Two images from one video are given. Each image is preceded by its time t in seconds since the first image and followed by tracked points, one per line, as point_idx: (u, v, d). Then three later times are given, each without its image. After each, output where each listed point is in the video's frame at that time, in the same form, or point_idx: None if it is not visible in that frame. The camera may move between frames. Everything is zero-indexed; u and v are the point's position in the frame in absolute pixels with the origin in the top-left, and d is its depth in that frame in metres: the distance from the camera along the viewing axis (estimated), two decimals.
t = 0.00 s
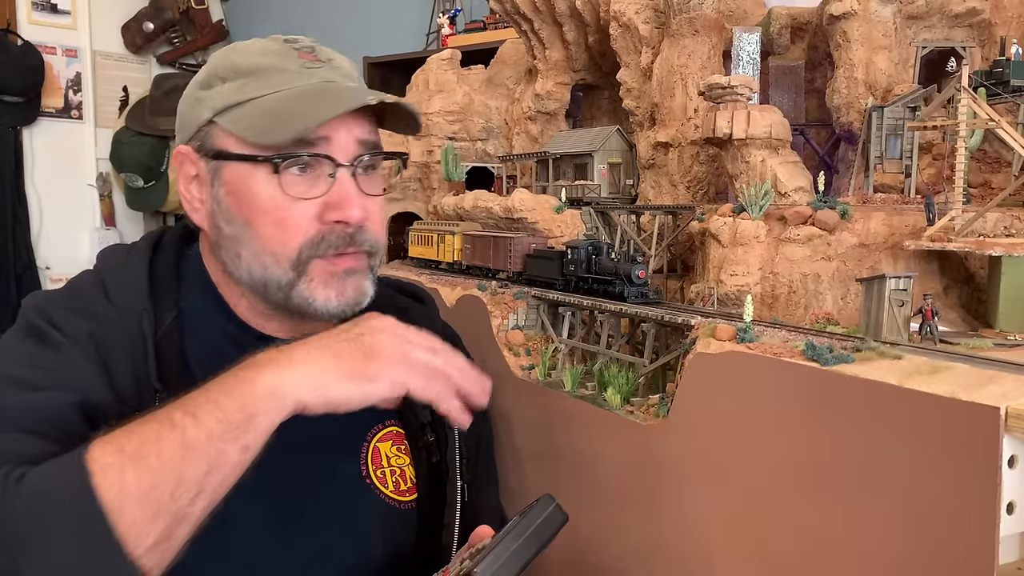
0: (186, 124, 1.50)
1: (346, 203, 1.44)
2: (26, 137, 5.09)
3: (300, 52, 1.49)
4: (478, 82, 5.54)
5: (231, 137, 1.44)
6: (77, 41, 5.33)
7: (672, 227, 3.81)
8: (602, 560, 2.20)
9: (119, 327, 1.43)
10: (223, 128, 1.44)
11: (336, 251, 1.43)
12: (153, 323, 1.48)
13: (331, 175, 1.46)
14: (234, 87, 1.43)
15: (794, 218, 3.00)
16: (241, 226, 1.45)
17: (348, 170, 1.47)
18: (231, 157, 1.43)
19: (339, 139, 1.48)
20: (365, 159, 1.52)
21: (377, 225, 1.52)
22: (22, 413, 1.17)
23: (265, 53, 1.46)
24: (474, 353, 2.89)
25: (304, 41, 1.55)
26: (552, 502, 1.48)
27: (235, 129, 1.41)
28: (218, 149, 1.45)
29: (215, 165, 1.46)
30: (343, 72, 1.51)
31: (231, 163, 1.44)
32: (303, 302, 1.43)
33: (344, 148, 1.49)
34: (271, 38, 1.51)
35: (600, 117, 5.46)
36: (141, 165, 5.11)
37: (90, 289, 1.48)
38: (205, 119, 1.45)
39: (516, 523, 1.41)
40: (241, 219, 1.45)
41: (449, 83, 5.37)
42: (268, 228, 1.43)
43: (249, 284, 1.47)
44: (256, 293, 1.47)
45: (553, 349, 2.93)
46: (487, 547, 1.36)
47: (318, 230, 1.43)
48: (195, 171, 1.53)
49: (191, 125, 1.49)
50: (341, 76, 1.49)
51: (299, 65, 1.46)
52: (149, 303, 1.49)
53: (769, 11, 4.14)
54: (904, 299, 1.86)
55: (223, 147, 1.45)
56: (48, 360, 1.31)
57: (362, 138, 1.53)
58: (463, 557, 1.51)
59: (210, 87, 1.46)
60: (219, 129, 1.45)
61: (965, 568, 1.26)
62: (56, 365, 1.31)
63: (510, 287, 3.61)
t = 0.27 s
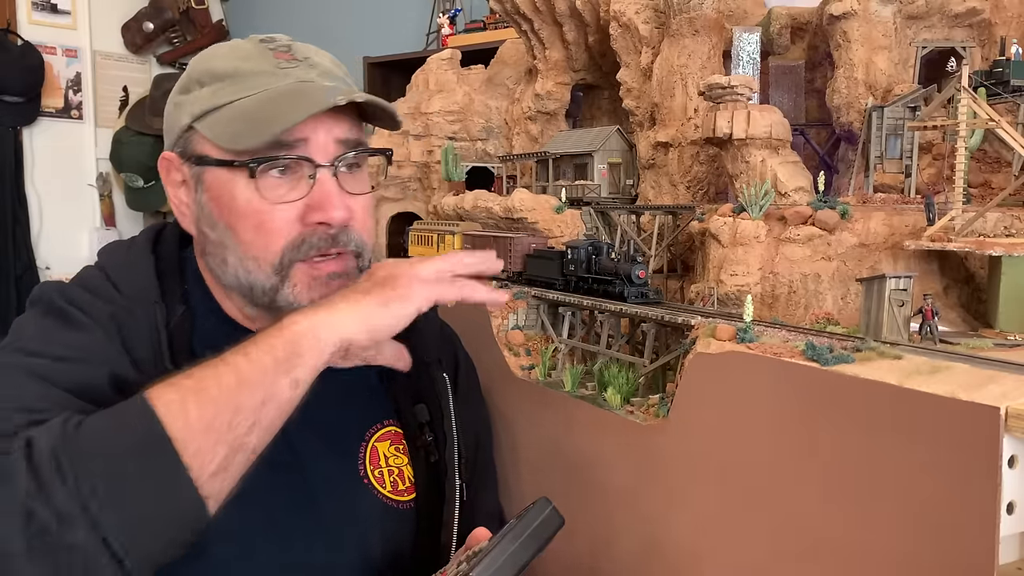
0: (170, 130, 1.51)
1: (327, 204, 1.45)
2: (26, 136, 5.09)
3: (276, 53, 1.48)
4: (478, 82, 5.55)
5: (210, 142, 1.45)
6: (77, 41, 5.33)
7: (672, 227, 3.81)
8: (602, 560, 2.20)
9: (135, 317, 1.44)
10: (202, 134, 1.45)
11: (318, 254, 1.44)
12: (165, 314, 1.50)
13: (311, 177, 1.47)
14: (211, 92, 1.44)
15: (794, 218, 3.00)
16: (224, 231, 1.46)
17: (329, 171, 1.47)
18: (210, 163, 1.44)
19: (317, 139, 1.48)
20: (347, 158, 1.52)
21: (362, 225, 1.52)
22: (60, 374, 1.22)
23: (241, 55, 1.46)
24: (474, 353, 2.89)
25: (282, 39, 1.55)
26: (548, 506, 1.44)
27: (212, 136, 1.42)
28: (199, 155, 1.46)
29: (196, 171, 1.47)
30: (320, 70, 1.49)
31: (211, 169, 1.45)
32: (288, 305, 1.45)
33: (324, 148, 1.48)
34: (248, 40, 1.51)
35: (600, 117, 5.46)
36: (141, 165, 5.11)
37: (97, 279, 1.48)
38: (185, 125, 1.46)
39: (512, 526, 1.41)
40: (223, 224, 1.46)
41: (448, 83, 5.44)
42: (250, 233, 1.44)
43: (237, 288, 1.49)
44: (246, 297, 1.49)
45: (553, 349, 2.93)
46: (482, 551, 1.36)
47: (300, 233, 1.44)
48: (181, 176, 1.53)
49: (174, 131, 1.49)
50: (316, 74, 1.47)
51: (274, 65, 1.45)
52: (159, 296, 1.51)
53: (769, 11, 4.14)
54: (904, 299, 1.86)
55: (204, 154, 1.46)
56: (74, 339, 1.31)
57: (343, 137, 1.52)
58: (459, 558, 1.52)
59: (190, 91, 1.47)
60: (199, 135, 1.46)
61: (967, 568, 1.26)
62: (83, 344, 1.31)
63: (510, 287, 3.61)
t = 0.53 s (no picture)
0: (193, 117, 1.52)
1: (353, 192, 1.47)
2: (26, 136, 5.09)
3: (309, 49, 1.53)
4: (478, 83, 5.55)
5: (241, 126, 1.46)
6: (77, 41, 5.33)
7: (672, 227, 3.81)
8: (602, 560, 2.20)
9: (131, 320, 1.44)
10: (233, 117, 1.45)
11: (340, 239, 1.44)
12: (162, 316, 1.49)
13: (339, 165, 1.48)
14: (243, 79, 1.45)
15: (794, 219, 3.00)
16: (246, 214, 1.46)
17: (356, 161, 1.50)
18: (240, 145, 1.45)
19: (347, 128, 1.50)
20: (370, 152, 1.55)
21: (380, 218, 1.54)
22: (39, 373, 1.23)
23: (273, 48, 1.49)
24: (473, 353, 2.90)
25: (313, 39, 1.58)
26: (548, 499, 1.49)
27: (245, 117, 1.43)
28: (227, 139, 1.46)
29: (222, 155, 1.48)
30: (348, 67, 1.55)
31: (240, 152, 1.46)
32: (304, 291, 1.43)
33: (353, 137, 1.51)
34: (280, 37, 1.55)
35: (600, 117, 5.46)
36: (141, 165, 5.11)
37: (97, 281, 1.49)
38: (215, 109, 1.46)
39: (511, 520, 1.41)
40: (247, 206, 1.46)
41: (449, 83, 5.41)
42: (274, 215, 1.44)
43: (252, 274, 1.47)
44: (259, 283, 1.47)
45: (553, 349, 2.93)
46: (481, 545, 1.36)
47: (325, 218, 1.44)
48: (201, 164, 1.53)
49: (199, 118, 1.50)
50: (346, 70, 1.52)
51: (308, 58, 1.48)
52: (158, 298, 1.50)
53: (769, 11, 4.14)
54: (904, 299, 1.86)
55: (233, 137, 1.46)
56: (68, 343, 1.33)
57: (369, 130, 1.56)
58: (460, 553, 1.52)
59: (219, 79, 1.48)
60: (229, 119, 1.47)
61: (966, 568, 1.26)
62: (76, 348, 1.33)
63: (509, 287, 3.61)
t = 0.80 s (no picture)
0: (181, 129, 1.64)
1: (283, 198, 1.46)
2: (26, 136, 5.10)
3: (261, 50, 1.54)
4: (478, 82, 5.56)
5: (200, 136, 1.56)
6: (77, 41, 5.34)
7: (672, 227, 3.81)
8: (602, 560, 2.20)
9: (133, 316, 1.47)
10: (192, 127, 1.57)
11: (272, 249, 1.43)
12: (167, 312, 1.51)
13: (275, 172, 1.50)
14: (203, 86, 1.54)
15: (793, 218, 3.01)
16: (202, 222, 1.56)
17: (292, 165, 1.50)
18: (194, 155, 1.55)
19: (281, 135, 1.52)
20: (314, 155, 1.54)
21: (329, 221, 1.49)
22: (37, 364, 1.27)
23: (236, 52, 1.55)
24: (474, 353, 2.90)
25: (276, 36, 1.60)
26: (549, 500, 1.47)
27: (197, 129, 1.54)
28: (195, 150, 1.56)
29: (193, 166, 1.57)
30: (298, 65, 1.51)
31: (200, 164, 1.55)
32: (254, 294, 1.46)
33: (287, 144, 1.52)
34: (244, 40, 1.59)
35: (600, 117, 5.46)
36: (141, 165, 5.10)
37: (102, 280, 1.51)
38: (186, 124, 1.58)
39: (511, 522, 1.41)
40: (202, 215, 1.55)
41: (448, 82, 5.47)
42: (219, 224, 1.51)
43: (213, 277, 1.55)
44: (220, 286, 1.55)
45: (553, 349, 2.92)
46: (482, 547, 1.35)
47: (259, 225, 1.46)
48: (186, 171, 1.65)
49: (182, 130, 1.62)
50: (291, 68, 1.50)
51: (253, 61, 1.50)
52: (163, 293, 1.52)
53: (769, 11, 4.14)
54: (904, 299, 1.86)
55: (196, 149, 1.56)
56: (71, 334, 1.37)
57: (312, 133, 1.54)
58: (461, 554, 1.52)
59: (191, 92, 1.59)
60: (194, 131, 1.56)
61: (965, 568, 1.26)
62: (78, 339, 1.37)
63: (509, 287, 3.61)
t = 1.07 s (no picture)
0: (234, 114, 1.53)
1: (369, 214, 1.41)
2: (26, 136, 5.10)
3: (355, 68, 1.55)
4: (479, 83, 5.50)
5: (273, 131, 1.45)
6: (77, 41, 5.33)
7: (672, 227, 3.81)
8: (601, 561, 2.20)
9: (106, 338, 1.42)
10: (267, 120, 1.45)
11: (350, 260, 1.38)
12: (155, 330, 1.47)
13: (362, 185, 1.47)
14: (287, 85, 1.48)
15: (794, 219, 3.00)
16: (265, 220, 1.42)
17: (379, 184, 1.49)
18: (268, 150, 1.43)
19: (375, 152, 1.51)
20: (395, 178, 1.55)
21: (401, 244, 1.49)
22: None
23: (324, 61, 1.52)
24: (474, 353, 2.90)
25: (361, 57, 1.62)
26: (566, 493, 1.49)
27: (275, 123, 1.43)
28: (259, 141, 1.46)
29: (252, 157, 1.46)
30: (390, 90, 1.55)
31: (268, 157, 1.44)
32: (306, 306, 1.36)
33: (378, 162, 1.51)
34: (331, 51, 1.58)
35: (600, 117, 5.46)
36: (141, 165, 5.09)
37: (97, 292, 1.49)
38: (253, 111, 1.48)
39: (531, 511, 1.42)
40: (266, 212, 1.42)
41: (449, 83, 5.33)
42: (290, 226, 1.40)
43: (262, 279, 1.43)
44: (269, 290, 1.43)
45: (553, 349, 2.93)
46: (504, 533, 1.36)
47: (338, 236, 1.40)
48: (235, 161, 1.51)
49: (239, 116, 1.52)
50: (388, 92, 1.52)
51: (351, 77, 1.51)
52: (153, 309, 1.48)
53: (769, 11, 4.14)
54: (904, 299, 1.85)
55: (264, 141, 1.46)
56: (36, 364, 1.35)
57: (398, 156, 1.55)
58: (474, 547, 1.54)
59: (266, 83, 1.51)
60: (263, 122, 1.47)
61: (966, 567, 1.26)
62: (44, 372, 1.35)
63: (510, 287, 3.61)
